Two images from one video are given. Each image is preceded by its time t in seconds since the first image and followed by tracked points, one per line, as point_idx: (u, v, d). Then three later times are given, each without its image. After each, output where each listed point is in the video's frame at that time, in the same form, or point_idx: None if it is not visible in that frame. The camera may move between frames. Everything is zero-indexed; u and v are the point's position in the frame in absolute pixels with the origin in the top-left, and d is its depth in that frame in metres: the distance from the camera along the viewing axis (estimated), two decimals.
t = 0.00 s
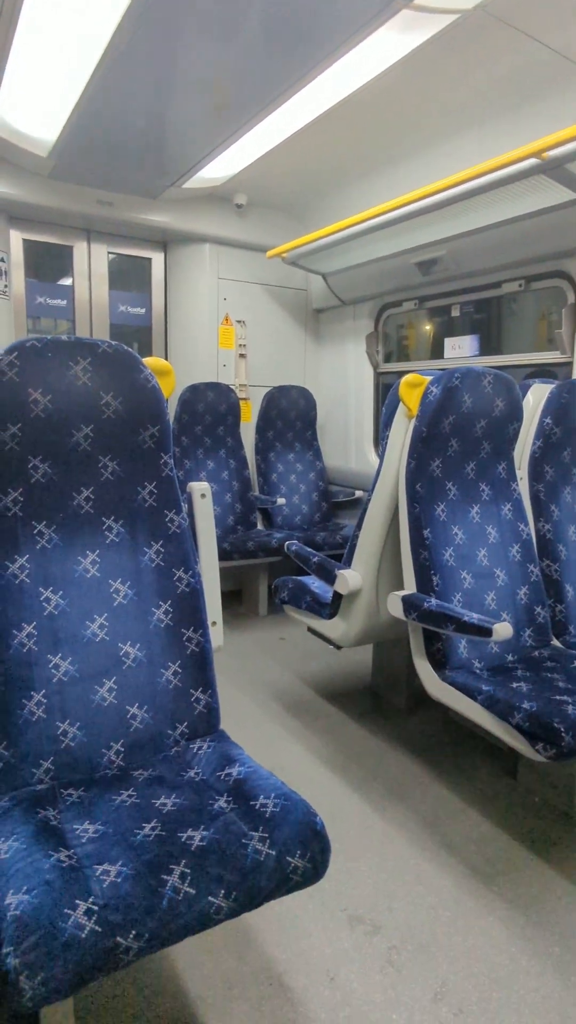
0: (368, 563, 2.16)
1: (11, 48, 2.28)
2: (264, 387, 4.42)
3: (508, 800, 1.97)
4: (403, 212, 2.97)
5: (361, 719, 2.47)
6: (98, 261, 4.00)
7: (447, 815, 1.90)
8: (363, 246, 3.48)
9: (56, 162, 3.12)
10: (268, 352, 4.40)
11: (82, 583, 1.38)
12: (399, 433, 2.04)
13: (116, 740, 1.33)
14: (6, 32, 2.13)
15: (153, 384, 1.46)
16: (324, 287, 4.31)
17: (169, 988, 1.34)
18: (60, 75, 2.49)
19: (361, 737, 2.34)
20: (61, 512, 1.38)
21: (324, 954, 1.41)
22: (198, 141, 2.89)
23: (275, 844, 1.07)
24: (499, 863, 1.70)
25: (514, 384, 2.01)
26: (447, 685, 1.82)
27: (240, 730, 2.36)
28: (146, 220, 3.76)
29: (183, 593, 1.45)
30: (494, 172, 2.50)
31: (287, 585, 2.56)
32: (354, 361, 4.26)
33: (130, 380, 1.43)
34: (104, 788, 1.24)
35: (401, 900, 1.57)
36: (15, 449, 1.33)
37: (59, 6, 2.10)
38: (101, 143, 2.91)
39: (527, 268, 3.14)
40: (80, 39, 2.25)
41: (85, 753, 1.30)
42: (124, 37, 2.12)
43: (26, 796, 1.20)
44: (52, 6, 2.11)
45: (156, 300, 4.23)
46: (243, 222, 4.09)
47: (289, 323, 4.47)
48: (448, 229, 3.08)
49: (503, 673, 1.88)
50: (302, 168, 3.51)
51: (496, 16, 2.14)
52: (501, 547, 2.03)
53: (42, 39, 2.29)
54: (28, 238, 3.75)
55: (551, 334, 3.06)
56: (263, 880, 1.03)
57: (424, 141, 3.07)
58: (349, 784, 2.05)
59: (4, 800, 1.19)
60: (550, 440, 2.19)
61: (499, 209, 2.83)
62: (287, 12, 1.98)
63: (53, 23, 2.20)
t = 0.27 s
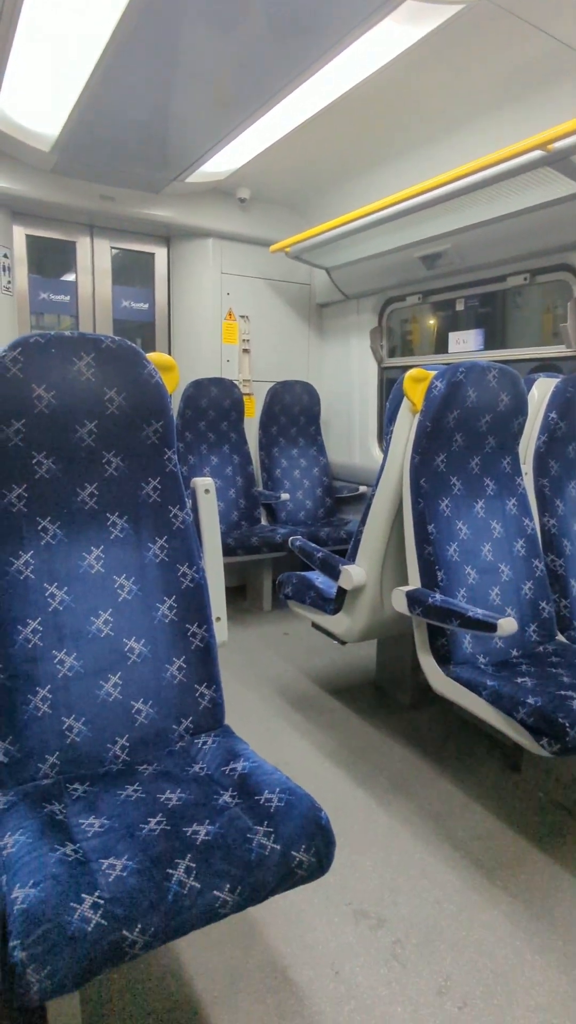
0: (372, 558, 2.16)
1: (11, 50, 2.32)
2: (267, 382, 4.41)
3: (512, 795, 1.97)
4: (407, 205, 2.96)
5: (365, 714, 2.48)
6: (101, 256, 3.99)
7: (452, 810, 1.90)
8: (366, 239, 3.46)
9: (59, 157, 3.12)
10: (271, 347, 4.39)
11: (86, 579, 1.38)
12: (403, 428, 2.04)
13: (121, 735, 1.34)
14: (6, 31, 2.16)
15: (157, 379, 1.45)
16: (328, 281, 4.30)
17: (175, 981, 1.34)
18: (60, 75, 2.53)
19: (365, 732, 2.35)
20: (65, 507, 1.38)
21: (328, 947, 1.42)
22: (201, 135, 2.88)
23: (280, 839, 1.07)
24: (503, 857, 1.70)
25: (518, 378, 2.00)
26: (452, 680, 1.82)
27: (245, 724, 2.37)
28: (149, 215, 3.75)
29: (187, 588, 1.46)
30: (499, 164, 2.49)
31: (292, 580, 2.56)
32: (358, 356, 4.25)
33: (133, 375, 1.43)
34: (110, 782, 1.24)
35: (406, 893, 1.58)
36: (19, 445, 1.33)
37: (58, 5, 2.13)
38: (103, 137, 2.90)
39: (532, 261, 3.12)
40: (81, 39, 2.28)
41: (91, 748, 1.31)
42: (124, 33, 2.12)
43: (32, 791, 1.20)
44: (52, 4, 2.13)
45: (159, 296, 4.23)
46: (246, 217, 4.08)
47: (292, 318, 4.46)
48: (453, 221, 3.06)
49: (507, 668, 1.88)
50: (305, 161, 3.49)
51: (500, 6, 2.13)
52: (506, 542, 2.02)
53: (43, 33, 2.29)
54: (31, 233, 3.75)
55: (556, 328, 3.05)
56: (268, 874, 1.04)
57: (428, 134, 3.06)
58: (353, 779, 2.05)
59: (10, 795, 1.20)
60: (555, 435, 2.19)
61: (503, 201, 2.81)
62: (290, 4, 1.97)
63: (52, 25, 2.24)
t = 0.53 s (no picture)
0: (376, 556, 2.16)
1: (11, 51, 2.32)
2: (270, 380, 4.41)
3: (517, 793, 1.97)
4: (411, 201, 2.95)
5: (369, 712, 2.47)
6: (104, 254, 3.99)
7: (456, 808, 1.90)
8: (369, 236, 3.45)
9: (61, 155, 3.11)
10: (274, 344, 4.39)
11: (91, 577, 1.38)
12: (407, 425, 2.03)
13: (126, 732, 1.34)
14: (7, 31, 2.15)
15: (161, 376, 1.45)
16: (331, 278, 4.29)
17: (180, 978, 1.34)
18: (60, 75, 2.53)
19: (369, 730, 2.34)
20: (69, 505, 1.38)
21: (332, 944, 1.42)
22: (203, 131, 2.87)
23: (285, 836, 1.07)
24: (508, 855, 1.70)
25: (523, 375, 1.99)
26: (456, 678, 1.82)
27: (249, 722, 2.37)
28: (151, 212, 3.75)
29: (191, 586, 1.45)
30: (504, 159, 2.47)
31: (295, 578, 2.56)
32: (361, 352, 4.24)
33: (137, 373, 1.43)
34: (114, 780, 1.24)
35: (411, 891, 1.57)
36: (23, 443, 1.33)
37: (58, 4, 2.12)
38: (106, 135, 2.90)
39: (537, 257, 3.11)
40: (81, 38, 2.27)
41: (96, 745, 1.31)
42: (125, 30, 2.11)
43: (37, 789, 1.21)
44: (52, 4, 2.13)
45: (162, 293, 4.22)
46: (249, 214, 4.07)
47: (295, 315, 4.45)
48: (456, 217, 3.05)
49: (512, 665, 1.88)
50: (308, 157, 3.48)
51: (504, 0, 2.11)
52: (510, 539, 2.02)
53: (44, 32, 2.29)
54: (34, 231, 3.75)
55: (561, 323, 3.04)
56: (273, 871, 1.03)
57: (432, 130, 3.04)
58: (358, 776, 2.05)
59: (16, 793, 1.20)
60: (559, 432, 2.19)
61: (508, 197, 2.80)
62: None
63: (52, 24, 2.24)
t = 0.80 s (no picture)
0: (378, 555, 2.16)
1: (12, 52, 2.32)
2: (272, 379, 4.41)
3: (519, 792, 1.97)
4: (413, 199, 2.94)
5: (372, 711, 2.47)
6: (106, 253, 3.99)
7: (459, 807, 1.89)
8: (371, 235, 3.45)
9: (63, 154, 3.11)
10: (276, 344, 4.39)
11: (93, 577, 1.38)
12: (409, 424, 2.03)
13: (129, 731, 1.34)
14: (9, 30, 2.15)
15: (163, 376, 1.45)
16: (333, 276, 4.29)
17: (183, 976, 1.34)
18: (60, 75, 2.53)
19: (372, 729, 2.34)
20: (72, 504, 1.38)
21: (335, 942, 1.42)
22: (205, 131, 2.87)
23: (287, 835, 1.07)
24: (511, 854, 1.70)
25: (525, 374, 1.99)
26: (458, 677, 1.81)
27: (251, 721, 2.37)
28: (153, 212, 3.75)
29: (193, 585, 1.46)
30: (506, 157, 2.47)
31: (297, 577, 2.56)
32: (363, 351, 4.24)
33: (139, 372, 1.43)
34: (117, 779, 1.24)
35: (413, 890, 1.58)
36: (26, 443, 1.34)
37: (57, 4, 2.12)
38: (107, 134, 2.90)
39: (539, 255, 3.10)
40: (81, 38, 2.27)
41: (98, 744, 1.31)
42: (126, 29, 2.12)
43: (40, 787, 1.21)
44: (52, 4, 2.13)
45: (164, 293, 4.22)
46: (251, 213, 4.07)
47: (297, 314, 4.45)
48: (458, 215, 3.04)
49: (515, 664, 1.87)
50: (309, 156, 3.48)
51: None
52: (513, 538, 2.02)
53: (45, 32, 2.29)
54: (36, 231, 3.76)
55: (562, 322, 3.03)
56: (276, 869, 1.04)
57: (433, 128, 3.04)
58: (360, 775, 2.05)
59: (19, 791, 1.20)
60: (561, 431, 2.19)
61: (510, 195, 2.79)
62: None
63: (52, 24, 2.24)
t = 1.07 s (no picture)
0: (380, 555, 2.16)
1: (13, 53, 2.32)
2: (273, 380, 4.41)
3: (521, 792, 1.96)
4: (414, 200, 2.94)
5: (373, 712, 2.47)
6: (107, 254, 3.99)
7: (461, 807, 1.89)
8: (372, 235, 3.45)
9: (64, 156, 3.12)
10: (278, 345, 4.39)
11: (95, 577, 1.39)
12: (411, 425, 2.03)
13: (130, 732, 1.34)
14: (10, 31, 2.15)
15: (164, 377, 1.45)
16: (334, 277, 4.29)
17: (185, 977, 1.34)
18: (60, 75, 2.52)
19: (373, 730, 2.34)
20: (73, 505, 1.39)
21: (337, 943, 1.42)
22: (206, 132, 2.87)
23: (289, 835, 1.07)
24: (513, 855, 1.69)
25: (526, 374, 1.99)
26: (460, 678, 1.81)
27: (252, 722, 2.37)
28: (154, 213, 3.75)
29: (195, 586, 1.46)
30: (507, 158, 2.47)
31: (299, 577, 2.56)
32: (364, 352, 4.24)
33: (141, 373, 1.43)
34: (119, 780, 1.24)
35: (415, 890, 1.57)
36: (27, 444, 1.34)
37: (57, 4, 2.11)
38: (108, 135, 2.90)
39: (540, 255, 3.10)
40: (81, 38, 2.27)
41: (100, 745, 1.31)
42: (127, 30, 2.12)
43: (42, 788, 1.21)
44: (52, 5, 2.12)
45: (165, 294, 4.23)
46: (252, 214, 4.07)
47: (298, 315, 4.45)
48: (459, 215, 3.04)
49: (517, 665, 1.87)
50: (310, 157, 3.48)
51: None
52: (514, 538, 2.02)
53: (45, 34, 2.29)
54: (37, 233, 3.76)
55: (564, 322, 3.03)
56: (277, 870, 1.04)
57: (434, 128, 3.04)
58: (362, 775, 2.05)
59: (21, 792, 1.20)
60: (563, 431, 2.19)
61: (511, 196, 2.79)
62: None
63: (52, 25, 2.23)
